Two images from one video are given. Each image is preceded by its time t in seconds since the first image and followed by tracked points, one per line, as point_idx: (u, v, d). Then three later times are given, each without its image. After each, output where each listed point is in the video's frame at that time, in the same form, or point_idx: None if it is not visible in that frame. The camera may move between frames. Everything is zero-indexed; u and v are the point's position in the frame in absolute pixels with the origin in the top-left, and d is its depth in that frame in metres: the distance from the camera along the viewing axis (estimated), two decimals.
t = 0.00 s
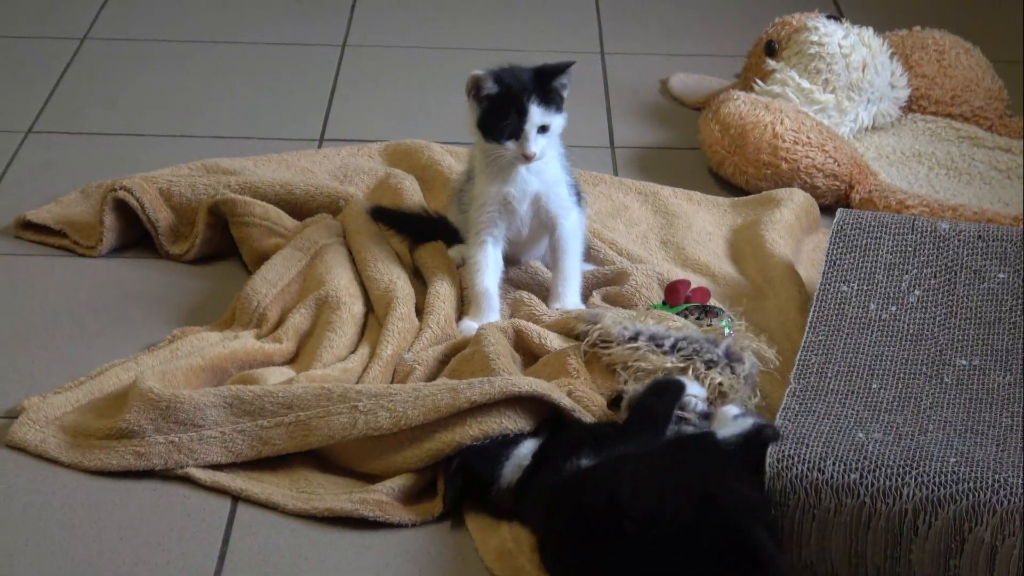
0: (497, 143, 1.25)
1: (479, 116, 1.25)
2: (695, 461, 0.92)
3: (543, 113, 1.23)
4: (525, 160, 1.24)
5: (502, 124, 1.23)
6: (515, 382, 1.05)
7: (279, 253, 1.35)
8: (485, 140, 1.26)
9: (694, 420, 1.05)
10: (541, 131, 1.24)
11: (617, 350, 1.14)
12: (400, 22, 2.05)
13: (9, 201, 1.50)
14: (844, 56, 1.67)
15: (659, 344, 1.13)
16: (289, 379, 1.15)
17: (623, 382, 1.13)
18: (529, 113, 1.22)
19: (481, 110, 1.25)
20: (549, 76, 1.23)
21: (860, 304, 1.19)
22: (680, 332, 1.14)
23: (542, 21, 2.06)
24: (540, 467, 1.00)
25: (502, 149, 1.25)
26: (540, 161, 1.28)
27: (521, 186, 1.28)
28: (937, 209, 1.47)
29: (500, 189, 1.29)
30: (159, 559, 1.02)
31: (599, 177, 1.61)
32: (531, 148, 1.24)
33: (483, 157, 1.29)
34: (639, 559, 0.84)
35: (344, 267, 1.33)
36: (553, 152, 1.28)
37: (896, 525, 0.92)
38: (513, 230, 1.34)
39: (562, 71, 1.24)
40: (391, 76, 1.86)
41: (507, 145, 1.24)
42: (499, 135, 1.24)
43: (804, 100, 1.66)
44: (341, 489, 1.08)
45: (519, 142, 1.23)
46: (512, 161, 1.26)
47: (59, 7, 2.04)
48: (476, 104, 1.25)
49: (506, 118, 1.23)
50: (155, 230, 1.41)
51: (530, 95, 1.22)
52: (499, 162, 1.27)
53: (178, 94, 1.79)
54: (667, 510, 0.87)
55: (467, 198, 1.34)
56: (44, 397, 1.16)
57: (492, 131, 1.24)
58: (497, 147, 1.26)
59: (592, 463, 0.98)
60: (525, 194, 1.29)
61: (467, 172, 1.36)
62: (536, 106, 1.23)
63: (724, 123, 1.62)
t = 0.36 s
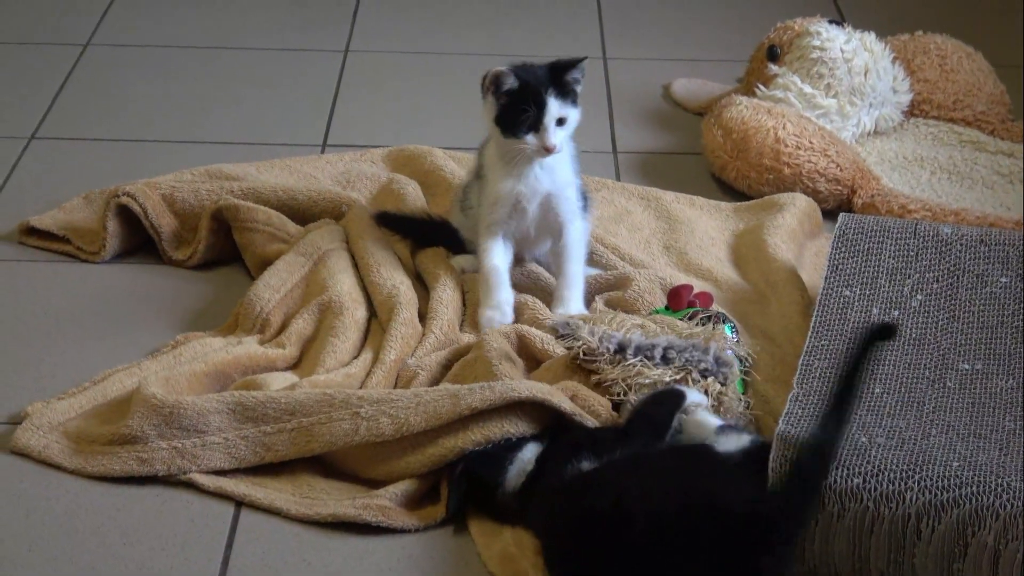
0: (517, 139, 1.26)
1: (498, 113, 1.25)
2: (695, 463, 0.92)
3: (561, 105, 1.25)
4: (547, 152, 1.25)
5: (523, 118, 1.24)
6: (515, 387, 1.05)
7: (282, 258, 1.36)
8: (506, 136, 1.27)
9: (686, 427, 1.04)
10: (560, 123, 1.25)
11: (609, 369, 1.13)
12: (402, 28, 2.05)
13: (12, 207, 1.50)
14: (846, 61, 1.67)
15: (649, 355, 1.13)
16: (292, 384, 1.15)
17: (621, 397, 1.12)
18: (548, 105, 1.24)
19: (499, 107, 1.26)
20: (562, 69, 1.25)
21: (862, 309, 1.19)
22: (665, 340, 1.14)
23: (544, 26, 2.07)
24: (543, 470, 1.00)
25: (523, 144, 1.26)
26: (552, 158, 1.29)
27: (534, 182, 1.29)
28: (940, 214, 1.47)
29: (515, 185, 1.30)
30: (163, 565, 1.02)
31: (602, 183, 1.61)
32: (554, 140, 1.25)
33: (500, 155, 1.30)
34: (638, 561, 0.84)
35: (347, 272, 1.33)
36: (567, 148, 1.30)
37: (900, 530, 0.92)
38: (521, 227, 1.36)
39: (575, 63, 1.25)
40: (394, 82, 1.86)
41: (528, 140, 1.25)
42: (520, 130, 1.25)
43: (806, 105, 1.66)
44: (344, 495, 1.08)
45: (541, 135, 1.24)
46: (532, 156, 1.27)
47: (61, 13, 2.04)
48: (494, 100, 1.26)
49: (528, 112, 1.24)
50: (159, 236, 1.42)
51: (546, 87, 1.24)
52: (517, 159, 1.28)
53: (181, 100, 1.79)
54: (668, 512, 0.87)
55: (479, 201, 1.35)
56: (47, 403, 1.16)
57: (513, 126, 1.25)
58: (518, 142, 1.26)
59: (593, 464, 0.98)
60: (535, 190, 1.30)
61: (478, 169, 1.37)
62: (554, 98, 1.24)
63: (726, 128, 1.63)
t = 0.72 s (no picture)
0: (528, 147, 1.26)
1: (510, 120, 1.25)
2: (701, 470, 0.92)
3: (573, 113, 1.26)
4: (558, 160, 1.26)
5: (535, 125, 1.25)
6: (514, 392, 1.05)
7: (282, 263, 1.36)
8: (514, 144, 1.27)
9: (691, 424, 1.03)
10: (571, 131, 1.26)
11: (610, 368, 1.12)
12: (403, 33, 2.05)
13: (13, 213, 1.50)
14: (846, 65, 1.67)
15: (650, 354, 1.13)
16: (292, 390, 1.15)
17: (623, 397, 1.11)
18: (560, 113, 1.25)
19: (509, 114, 1.26)
20: (572, 77, 1.26)
21: (863, 312, 1.19)
22: (664, 341, 1.14)
23: (545, 30, 2.07)
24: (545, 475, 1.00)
25: (533, 151, 1.26)
26: (557, 167, 1.30)
27: (542, 191, 1.30)
28: (940, 218, 1.47)
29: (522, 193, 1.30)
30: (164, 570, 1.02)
31: (603, 187, 1.61)
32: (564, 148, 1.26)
33: (506, 161, 1.30)
34: (640, 564, 0.84)
35: (347, 276, 1.33)
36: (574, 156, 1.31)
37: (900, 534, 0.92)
38: (524, 238, 1.35)
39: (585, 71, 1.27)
40: (395, 87, 1.86)
41: (539, 147, 1.25)
42: (531, 137, 1.25)
43: (806, 109, 1.67)
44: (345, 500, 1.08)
45: (552, 142, 1.25)
46: (541, 162, 1.28)
47: (62, 18, 2.05)
48: (505, 107, 1.26)
49: (540, 119, 1.24)
50: (159, 241, 1.42)
51: (558, 95, 1.25)
52: (525, 165, 1.29)
53: (182, 105, 1.79)
54: (677, 521, 0.86)
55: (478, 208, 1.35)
56: (48, 408, 1.16)
57: (523, 133, 1.26)
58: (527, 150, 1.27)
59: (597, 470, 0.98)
60: (541, 201, 1.31)
61: (478, 174, 1.36)
62: (565, 106, 1.25)
63: (727, 132, 1.63)
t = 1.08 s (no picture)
0: (567, 155, 1.24)
1: (550, 127, 1.24)
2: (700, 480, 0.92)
3: (612, 121, 1.25)
4: (595, 168, 1.26)
5: (576, 133, 1.23)
6: (508, 405, 1.06)
7: (283, 267, 1.36)
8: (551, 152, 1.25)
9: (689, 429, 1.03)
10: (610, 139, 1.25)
11: (610, 368, 1.12)
12: (403, 37, 2.06)
13: (14, 218, 1.50)
14: (846, 69, 1.67)
15: (650, 357, 1.13)
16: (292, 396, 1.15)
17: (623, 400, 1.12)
18: (601, 120, 1.23)
19: (548, 121, 1.24)
20: (611, 83, 1.24)
21: (863, 316, 1.19)
22: (665, 344, 1.14)
23: (546, 35, 2.07)
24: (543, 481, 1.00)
25: (571, 160, 1.25)
26: (590, 175, 1.30)
27: (575, 199, 1.30)
28: (940, 221, 1.47)
29: (555, 201, 1.29)
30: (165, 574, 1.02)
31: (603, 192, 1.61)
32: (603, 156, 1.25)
33: (540, 168, 1.28)
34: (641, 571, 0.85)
35: (347, 281, 1.33)
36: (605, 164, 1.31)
37: (900, 537, 0.92)
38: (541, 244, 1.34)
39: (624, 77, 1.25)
40: (394, 91, 1.87)
41: (578, 155, 1.24)
42: (570, 145, 1.24)
43: (807, 113, 1.67)
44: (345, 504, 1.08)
45: (591, 150, 1.24)
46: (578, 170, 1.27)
47: (62, 23, 2.05)
48: (545, 114, 1.24)
49: (580, 127, 1.23)
50: (160, 246, 1.42)
51: (598, 102, 1.23)
52: (560, 174, 1.28)
53: (182, 110, 1.79)
54: (681, 533, 0.86)
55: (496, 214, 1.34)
56: (49, 413, 1.16)
57: (563, 141, 1.24)
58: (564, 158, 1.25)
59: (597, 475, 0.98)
60: (572, 210, 1.30)
61: (502, 180, 1.34)
62: (605, 113, 1.24)
63: (727, 136, 1.63)
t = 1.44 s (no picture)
0: (568, 155, 1.24)
1: (550, 126, 1.24)
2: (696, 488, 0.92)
3: (613, 121, 1.25)
4: (597, 168, 1.25)
5: (577, 133, 1.23)
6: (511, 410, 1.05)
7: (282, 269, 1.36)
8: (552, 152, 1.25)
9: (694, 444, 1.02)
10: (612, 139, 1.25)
11: (608, 373, 1.13)
12: (402, 39, 2.06)
13: (14, 220, 1.51)
14: (845, 71, 1.67)
15: (646, 359, 1.13)
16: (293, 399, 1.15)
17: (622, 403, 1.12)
18: (602, 120, 1.23)
19: (549, 121, 1.24)
20: (613, 84, 1.25)
21: (862, 318, 1.19)
22: (660, 344, 1.14)
23: (545, 38, 2.07)
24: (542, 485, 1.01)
25: (573, 159, 1.25)
26: (595, 175, 1.29)
27: (580, 199, 1.29)
28: (939, 223, 1.47)
29: (559, 201, 1.28)
30: None
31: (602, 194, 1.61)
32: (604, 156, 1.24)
33: (544, 169, 1.28)
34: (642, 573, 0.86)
35: (346, 283, 1.33)
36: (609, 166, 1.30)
37: (899, 539, 0.92)
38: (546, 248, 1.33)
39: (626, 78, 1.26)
40: (394, 94, 1.87)
41: (579, 155, 1.24)
42: (571, 145, 1.24)
43: (806, 115, 1.67)
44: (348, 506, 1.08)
45: (592, 151, 1.24)
46: (580, 170, 1.26)
47: (61, 26, 2.05)
48: (546, 114, 1.24)
49: (581, 127, 1.23)
50: (159, 249, 1.42)
51: (599, 102, 1.23)
52: (564, 174, 1.27)
53: (182, 112, 1.79)
54: (684, 542, 0.87)
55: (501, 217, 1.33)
56: (48, 416, 1.16)
57: (564, 141, 1.24)
58: (566, 158, 1.25)
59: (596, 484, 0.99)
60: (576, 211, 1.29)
61: (507, 183, 1.33)
62: (606, 114, 1.24)
63: (726, 138, 1.63)
